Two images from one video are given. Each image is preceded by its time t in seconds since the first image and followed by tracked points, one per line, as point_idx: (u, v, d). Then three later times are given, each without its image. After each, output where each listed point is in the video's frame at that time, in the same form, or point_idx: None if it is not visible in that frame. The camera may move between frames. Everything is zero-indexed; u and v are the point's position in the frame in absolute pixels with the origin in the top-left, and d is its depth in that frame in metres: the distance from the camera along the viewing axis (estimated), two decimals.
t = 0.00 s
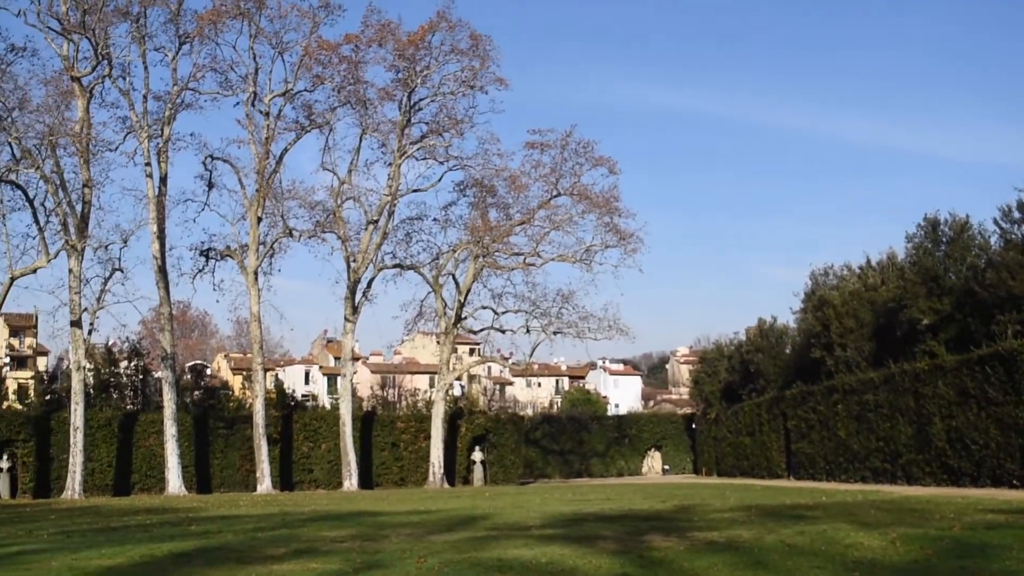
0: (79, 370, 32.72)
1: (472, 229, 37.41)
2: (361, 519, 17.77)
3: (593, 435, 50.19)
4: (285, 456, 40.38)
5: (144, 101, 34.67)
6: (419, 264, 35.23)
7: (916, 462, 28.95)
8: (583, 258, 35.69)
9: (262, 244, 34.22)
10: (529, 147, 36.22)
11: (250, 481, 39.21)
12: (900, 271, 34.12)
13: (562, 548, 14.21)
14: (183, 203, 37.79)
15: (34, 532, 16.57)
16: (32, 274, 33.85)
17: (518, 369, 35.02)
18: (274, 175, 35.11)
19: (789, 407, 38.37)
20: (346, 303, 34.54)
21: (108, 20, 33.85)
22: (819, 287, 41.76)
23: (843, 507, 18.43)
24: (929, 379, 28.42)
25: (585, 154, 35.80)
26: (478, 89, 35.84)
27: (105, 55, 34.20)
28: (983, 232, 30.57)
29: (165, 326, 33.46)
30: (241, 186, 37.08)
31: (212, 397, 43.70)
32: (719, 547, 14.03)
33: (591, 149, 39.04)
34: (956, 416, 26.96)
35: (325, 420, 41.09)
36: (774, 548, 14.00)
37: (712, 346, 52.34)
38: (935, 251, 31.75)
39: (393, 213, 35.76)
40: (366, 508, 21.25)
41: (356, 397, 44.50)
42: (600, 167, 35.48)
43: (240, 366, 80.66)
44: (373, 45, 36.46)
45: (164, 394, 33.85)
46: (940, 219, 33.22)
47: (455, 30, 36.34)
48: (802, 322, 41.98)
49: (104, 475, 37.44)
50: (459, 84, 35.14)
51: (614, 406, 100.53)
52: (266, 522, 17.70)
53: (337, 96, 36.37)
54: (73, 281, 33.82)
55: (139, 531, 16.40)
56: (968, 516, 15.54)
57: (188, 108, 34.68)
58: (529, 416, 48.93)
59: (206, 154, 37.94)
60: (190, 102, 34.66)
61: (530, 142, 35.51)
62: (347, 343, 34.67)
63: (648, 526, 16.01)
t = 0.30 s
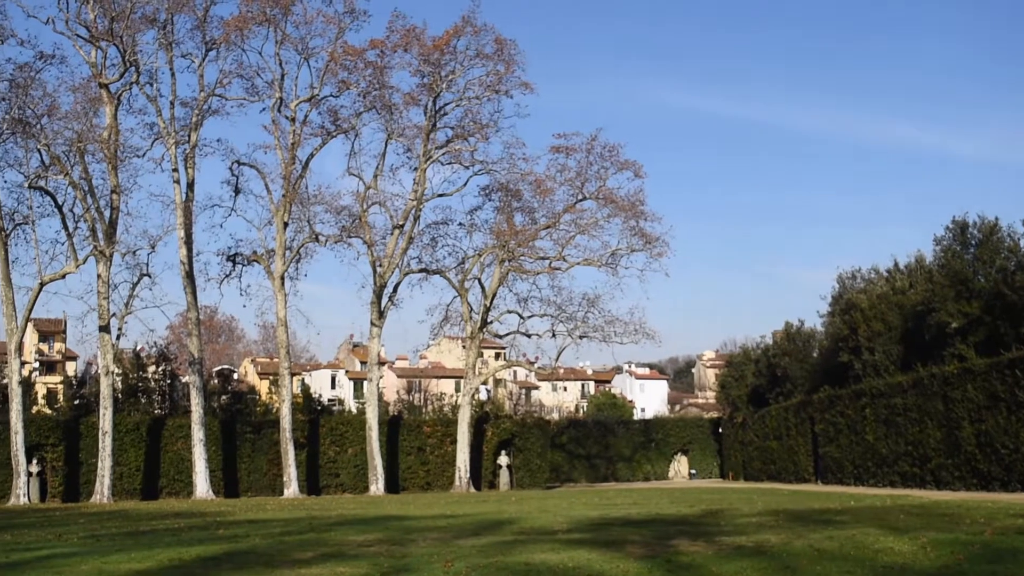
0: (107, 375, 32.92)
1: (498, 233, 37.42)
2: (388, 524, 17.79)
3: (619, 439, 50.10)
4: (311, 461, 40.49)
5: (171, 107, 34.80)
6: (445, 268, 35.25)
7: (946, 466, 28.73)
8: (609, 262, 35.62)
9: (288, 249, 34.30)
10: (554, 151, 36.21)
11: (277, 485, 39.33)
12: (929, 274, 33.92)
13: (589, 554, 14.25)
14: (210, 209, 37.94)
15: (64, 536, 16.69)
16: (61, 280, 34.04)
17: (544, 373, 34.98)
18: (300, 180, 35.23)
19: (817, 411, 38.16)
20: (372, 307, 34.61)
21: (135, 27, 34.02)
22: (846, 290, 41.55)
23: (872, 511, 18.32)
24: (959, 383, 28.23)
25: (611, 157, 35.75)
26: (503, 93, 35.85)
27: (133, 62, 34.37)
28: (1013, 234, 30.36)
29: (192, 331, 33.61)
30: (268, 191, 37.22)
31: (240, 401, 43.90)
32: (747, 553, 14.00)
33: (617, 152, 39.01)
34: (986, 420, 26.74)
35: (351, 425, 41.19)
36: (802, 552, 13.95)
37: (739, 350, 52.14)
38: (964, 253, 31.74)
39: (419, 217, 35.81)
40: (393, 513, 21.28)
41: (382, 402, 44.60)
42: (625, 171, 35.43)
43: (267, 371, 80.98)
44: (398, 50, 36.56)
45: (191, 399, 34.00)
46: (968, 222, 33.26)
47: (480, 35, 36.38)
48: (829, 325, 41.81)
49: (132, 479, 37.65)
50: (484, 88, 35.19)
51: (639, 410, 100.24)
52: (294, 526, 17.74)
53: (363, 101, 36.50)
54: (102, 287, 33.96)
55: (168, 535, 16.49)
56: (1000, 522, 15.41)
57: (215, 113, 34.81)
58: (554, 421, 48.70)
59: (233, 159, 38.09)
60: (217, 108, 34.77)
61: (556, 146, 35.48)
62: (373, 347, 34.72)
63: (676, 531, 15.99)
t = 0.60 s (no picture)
0: (125, 377, 33.02)
1: (515, 235, 37.44)
2: (405, 525, 17.80)
3: (636, 442, 50.00)
4: (328, 463, 40.54)
5: (190, 111, 34.87)
6: (462, 271, 35.28)
7: (965, 470, 28.59)
8: (626, 264, 35.59)
9: (306, 252, 34.36)
10: (571, 153, 36.20)
11: (294, 487, 39.40)
12: (948, 276, 33.80)
13: (606, 556, 14.30)
14: (229, 211, 38.07)
15: (83, 536, 16.77)
16: (80, 282, 34.15)
17: (560, 375, 34.95)
18: (318, 183, 35.30)
19: (835, 414, 38.02)
20: (390, 309, 34.65)
21: (154, 31, 34.13)
22: (865, 293, 41.42)
23: (891, 514, 18.26)
24: (978, 386, 28.13)
25: (628, 159, 35.72)
26: (520, 96, 35.88)
27: (152, 65, 34.48)
28: None
29: (210, 333, 33.71)
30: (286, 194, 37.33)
31: (257, 403, 44.01)
32: (766, 556, 13.99)
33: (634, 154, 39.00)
34: (1005, 423, 26.60)
35: (368, 427, 41.22)
36: (821, 555, 13.92)
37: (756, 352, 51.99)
38: (984, 256, 31.70)
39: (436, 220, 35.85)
40: (411, 514, 21.29)
41: (399, 404, 44.66)
42: (643, 173, 35.42)
43: (284, 373, 81.13)
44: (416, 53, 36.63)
45: (209, 401, 34.07)
46: (987, 224, 33.19)
47: (497, 37, 36.39)
48: (847, 328, 41.70)
49: (150, 481, 37.77)
50: (501, 91, 35.22)
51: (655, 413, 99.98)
52: (311, 527, 17.76)
53: (380, 104, 36.59)
54: (120, 289, 34.05)
55: (185, 536, 16.52)
56: (1020, 525, 15.32)
57: (233, 116, 34.89)
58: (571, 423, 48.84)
59: (251, 162, 38.19)
60: (235, 111, 34.84)
61: (573, 148, 35.49)
62: (390, 349, 34.76)
63: (694, 534, 15.97)
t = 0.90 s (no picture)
0: (141, 378, 33.12)
1: (530, 238, 37.44)
2: (420, 528, 17.83)
3: (651, 445, 49.92)
4: (343, 464, 40.60)
5: (206, 113, 34.92)
6: (477, 273, 35.31)
7: (981, 475, 28.48)
8: (641, 267, 35.56)
9: (321, 253, 34.41)
10: (586, 155, 36.19)
11: (309, 488, 39.46)
12: (965, 281, 33.66)
13: (621, 559, 14.38)
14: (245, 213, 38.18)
15: (98, 536, 16.85)
16: (97, 283, 34.24)
17: (575, 378, 34.94)
18: (333, 185, 35.36)
19: (850, 419, 37.91)
20: (405, 311, 34.69)
21: (171, 33, 34.23)
22: (881, 296, 41.31)
23: (906, 519, 18.19)
24: (995, 390, 28.01)
25: (643, 162, 35.68)
26: (535, 98, 35.88)
27: (168, 67, 34.59)
28: None
29: (226, 334, 33.79)
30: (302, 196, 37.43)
31: (273, 405, 44.16)
32: (781, 560, 13.99)
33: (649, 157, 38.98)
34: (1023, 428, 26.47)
35: (383, 429, 41.27)
36: (837, 560, 13.89)
37: (771, 356, 51.85)
38: (1002, 260, 31.58)
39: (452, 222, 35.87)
40: (425, 516, 21.31)
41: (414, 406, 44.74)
42: (658, 176, 35.37)
43: (299, 374, 81.38)
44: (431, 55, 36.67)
45: (225, 402, 34.14)
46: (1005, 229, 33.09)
47: (513, 39, 36.39)
48: (863, 331, 41.60)
49: (166, 481, 37.89)
50: (516, 93, 35.24)
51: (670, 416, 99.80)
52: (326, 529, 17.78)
53: (396, 106, 36.64)
54: (137, 290, 34.11)
55: (200, 537, 16.58)
56: None
57: (249, 118, 34.96)
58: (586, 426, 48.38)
59: (266, 165, 38.28)
60: (251, 113, 34.89)
61: (588, 151, 35.46)
62: (405, 351, 34.79)
63: (709, 538, 15.97)
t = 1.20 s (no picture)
0: (169, 380, 33.31)
1: (555, 239, 37.41)
2: (447, 529, 17.87)
3: (677, 447, 49.76)
4: (370, 465, 40.71)
5: (233, 115, 35.06)
6: (503, 274, 35.32)
7: (1011, 477, 28.22)
8: (667, 268, 35.47)
9: (348, 255, 34.49)
10: (612, 157, 36.13)
11: (336, 489, 39.57)
12: (995, 281, 33.37)
13: (648, 561, 14.43)
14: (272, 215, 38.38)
15: (128, 537, 17.00)
16: (125, 285, 34.41)
17: (601, 379, 34.90)
18: (359, 187, 35.46)
19: (878, 420, 37.69)
20: (431, 313, 34.75)
21: (198, 37, 34.43)
22: (909, 297, 41.04)
23: (936, 522, 18.08)
24: None
25: (669, 163, 35.60)
26: (561, 100, 35.87)
27: (196, 70, 34.77)
28: None
29: (253, 336, 33.94)
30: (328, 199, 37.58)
31: (300, 406, 44.36)
32: (810, 562, 13.95)
33: (675, 158, 38.86)
34: None
35: (410, 430, 41.35)
36: (865, 562, 13.82)
37: (799, 357, 51.54)
38: None
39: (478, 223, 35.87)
40: (452, 518, 21.37)
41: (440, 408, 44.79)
42: (684, 177, 35.29)
43: (326, 375, 81.72)
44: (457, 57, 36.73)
45: (252, 404, 34.29)
46: None
47: (538, 41, 36.35)
48: (892, 333, 41.32)
49: (194, 482, 38.11)
50: (542, 95, 35.22)
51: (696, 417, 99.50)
52: (353, 530, 17.87)
53: (421, 108, 36.70)
54: (164, 292, 34.26)
55: (228, 537, 16.68)
56: None
57: (276, 121, 35.09)
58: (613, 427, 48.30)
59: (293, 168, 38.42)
60: (277, 116, 35.00)
61: (614, 152, 35.39)
62: (431, 353, 34.84)
63: (736, 539, 15.96)
